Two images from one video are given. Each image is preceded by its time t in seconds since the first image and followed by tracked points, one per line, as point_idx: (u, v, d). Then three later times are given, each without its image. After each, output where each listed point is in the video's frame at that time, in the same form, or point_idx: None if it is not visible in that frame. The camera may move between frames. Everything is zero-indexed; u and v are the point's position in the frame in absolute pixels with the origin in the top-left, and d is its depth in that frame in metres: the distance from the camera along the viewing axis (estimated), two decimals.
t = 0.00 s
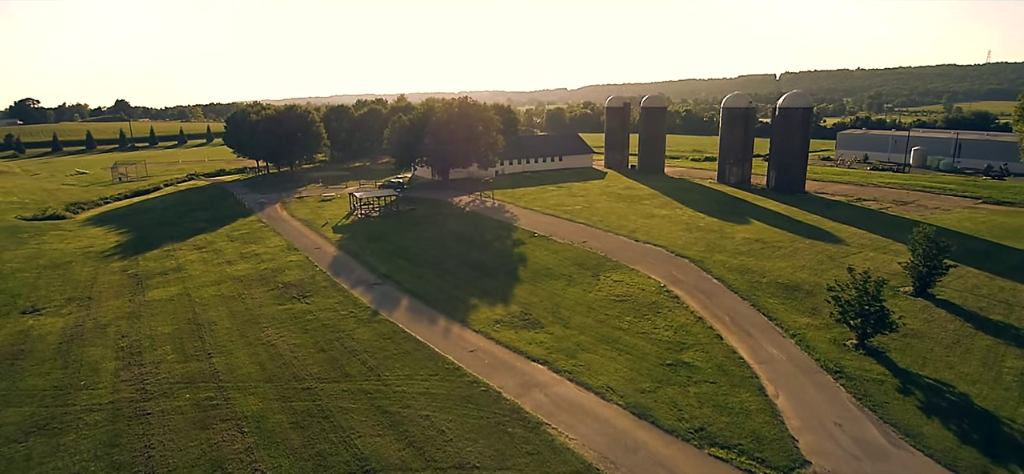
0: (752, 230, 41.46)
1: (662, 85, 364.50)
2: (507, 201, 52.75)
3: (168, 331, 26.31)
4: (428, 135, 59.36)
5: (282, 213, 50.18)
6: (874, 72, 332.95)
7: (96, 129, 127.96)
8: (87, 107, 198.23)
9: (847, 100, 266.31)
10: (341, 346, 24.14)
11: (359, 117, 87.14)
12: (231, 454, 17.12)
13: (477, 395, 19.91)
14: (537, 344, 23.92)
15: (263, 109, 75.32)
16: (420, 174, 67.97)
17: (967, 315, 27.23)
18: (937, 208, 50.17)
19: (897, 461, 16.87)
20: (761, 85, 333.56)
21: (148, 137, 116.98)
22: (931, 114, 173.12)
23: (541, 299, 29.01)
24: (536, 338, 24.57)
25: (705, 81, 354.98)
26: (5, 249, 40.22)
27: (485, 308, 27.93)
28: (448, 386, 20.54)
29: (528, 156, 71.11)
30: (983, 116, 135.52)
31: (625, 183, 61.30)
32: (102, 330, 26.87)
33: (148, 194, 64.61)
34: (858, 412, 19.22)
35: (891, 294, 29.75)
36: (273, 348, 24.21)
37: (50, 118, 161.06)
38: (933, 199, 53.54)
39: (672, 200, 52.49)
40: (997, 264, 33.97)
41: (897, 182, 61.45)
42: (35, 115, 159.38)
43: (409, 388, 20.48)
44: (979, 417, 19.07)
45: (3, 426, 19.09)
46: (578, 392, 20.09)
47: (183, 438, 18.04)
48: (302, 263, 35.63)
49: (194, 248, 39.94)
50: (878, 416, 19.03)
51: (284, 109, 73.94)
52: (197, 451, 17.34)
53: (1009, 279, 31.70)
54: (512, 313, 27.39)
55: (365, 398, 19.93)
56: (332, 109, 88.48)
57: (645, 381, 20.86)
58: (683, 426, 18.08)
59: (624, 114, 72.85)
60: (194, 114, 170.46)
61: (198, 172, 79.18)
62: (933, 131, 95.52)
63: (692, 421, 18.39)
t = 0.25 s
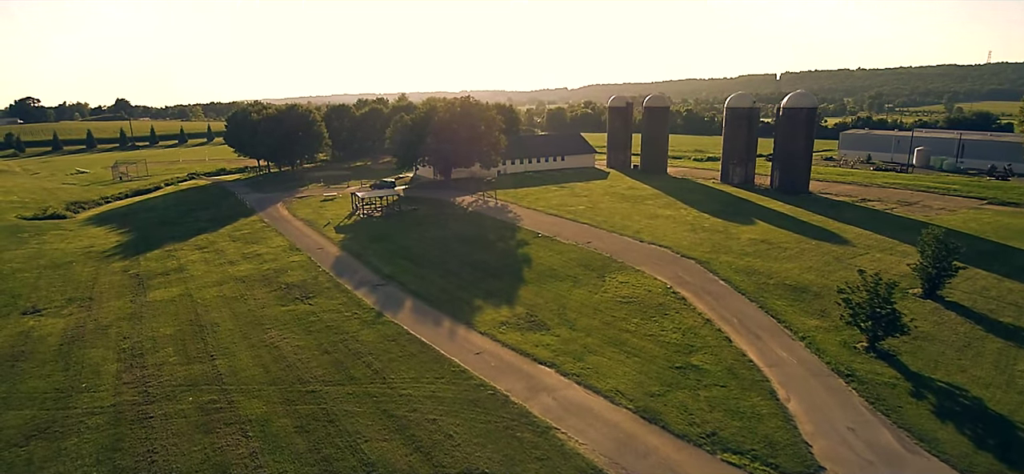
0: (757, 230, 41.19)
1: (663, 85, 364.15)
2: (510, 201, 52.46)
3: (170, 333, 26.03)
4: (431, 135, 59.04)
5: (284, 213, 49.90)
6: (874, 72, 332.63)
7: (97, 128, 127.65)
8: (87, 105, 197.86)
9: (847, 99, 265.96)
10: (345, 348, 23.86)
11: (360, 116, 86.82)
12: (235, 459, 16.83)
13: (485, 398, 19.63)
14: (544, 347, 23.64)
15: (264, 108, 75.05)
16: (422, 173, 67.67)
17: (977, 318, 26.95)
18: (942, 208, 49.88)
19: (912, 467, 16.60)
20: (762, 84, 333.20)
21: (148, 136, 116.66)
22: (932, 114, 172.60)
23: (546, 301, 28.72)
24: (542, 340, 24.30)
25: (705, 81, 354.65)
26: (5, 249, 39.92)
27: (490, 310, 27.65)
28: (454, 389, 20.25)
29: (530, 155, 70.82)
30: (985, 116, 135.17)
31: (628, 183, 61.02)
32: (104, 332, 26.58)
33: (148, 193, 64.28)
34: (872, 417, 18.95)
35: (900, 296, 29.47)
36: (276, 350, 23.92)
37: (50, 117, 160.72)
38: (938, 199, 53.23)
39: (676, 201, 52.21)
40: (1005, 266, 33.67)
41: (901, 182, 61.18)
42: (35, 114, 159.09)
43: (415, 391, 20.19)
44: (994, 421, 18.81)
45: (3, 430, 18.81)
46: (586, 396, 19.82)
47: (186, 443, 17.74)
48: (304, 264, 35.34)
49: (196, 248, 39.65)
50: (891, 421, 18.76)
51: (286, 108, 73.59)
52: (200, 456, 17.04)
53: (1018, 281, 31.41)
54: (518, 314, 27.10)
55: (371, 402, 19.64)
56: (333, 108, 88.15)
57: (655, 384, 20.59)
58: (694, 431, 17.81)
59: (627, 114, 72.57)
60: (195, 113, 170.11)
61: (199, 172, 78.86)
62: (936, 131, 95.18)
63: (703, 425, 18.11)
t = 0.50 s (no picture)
0: (765, 231, 40.84)
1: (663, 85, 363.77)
2: (514, 201, 52.10)
3: (175, 334, 25.67)
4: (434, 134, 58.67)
5: (287, 212, 49.55)
6: (875, 72, 332.26)
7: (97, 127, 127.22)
8: (87, 105, 197.42)
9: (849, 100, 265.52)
10: (353, 350, 23.50)
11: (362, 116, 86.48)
12: (243, 465, 16.47)
13: (496, 402, 19.28)
14: (554, 349, 23.28)
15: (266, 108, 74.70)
16: (425, 173, 67.30)
17: (992, 320, 26.60)
18: (950, 209, 49.52)
19: None
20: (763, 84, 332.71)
21: (149, 135, 116.25)
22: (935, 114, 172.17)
23: (555, 302, 28.36)
24: (552, 342, 23.95)
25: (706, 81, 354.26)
26: (6, 248, 39.57)
27: (498, 311, 27.30)
28: (465, 393, 19.89)
29: (533, 155, 70.46)
30: (988, 116, 134.75)
31: (632, 183, 60.66)
32: (107, 333, 26.22)
33: (150, 192, 63.87)
34: (891, 422, 18.61)
35: (912, 298, 29.13)
36: (282, 352, 23.55)
37: (51, 116, 160.26)
38: (945, 200, 52.88)
39: (681, 201, 51.88)
40: (1017, 268, 33.33)
41: (907, 183, 60.82)
42: (35, 113, 158.69)
43: (425, 395, 19.83)
44: (1015, 426, 18.47)
45: (6, 434, 18.46)
46: (600, 400, 19.47)
47: (193, 448, 17.37)
48: (309, 264, 34.97)
49: (199, 248, 39.28)
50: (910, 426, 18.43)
51: (288, 107, 73.17)
52: (207, 462, 16.66)
53: None
54: (527, 316, 26.74)
55: (380, 406, 19.29)
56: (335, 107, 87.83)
57: (669, 387, 20.25)
58: (711, 436, 17.47)
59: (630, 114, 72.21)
60: (195, 113, 169.69)
61: (200, 171, 78.46)
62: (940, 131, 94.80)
63: (720, 430, 17.77)
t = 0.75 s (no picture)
0: (775, 231, 40.48)
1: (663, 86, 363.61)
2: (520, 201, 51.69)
3: (181, 336, 25.26)
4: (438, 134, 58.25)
5: (291, 212, 49.16)
6: (876, 72, 331.98)
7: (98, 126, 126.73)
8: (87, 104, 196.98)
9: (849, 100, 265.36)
10: (363, 353, 23.11)
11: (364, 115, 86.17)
12: (255, 471, 16.07)
13: (512, 406, 18.88)
14: (568, 351, 22.89)
15: (268, 106, 74.32)
16: (428, 173, 66.90)
17: (1009, 323, 26.24)
18: (958, 210, 49.15)
19: None
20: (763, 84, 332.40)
21: (150, 134, 115.76)
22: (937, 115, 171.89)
23: (566, 304, 27.98)
24: (566, 345, 23.57)
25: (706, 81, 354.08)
26: (9, 248, 39.16)
27: (509, 312, 26.93)
28: (479, 397, 19.50)
29: (537, 155, 70.10)
30: (990, 116, 134.30)
31: (637, 183, 60.28)
32: (112, 334, 25.81)
33: (151, 192, 63.43)
34: (916, 427, 18.24)
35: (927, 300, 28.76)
36: (291, 354, 23.14)
37: (51, 115, 159.78)
38: (953, 201, 52.53)
39: (687, 201, 51.50)
40: None
41: (914, 183, 60.42)
42: (35, 112, 158.20)
43: (438, 399, 19.42)
44: None
45: (11, 439, 18.06)
46: (617, 404, 19.09)
47: (203, 453, 16.98)
48: (315, 264, 34.57)
49: (203, 248, 38.86)
50: (935, 432, 18.06)
51: (290, 106, 72.82)
52: (218, 468, 16.27)
53: None
54: (538, 317, 26.36)
55: (394, 410, 18.89)
56: (337, 106, 87.69)
57: (687, 391, 19.86)
58: (733, 442, 17.10)
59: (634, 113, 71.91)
60: (196, 112, 169.34)
61: (202, 171, 78.01)
62: (944, 131, 94.38)
63: (743, 436, 17.39)
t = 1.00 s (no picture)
0: (786, 232, 40.11)
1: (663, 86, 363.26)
2: (527, 201, 51.27)
3: (190, 337, 24.84)
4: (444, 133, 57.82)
5: (297, 212, 48.73)
6: (877, 72, 331.71)
7: (98, 125, 126.06)
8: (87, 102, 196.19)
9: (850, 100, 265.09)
10: (377, 355, 22.69)
11: (367, 115, 85.85)
12: None
13: (532, 411, 18.47)
14: (586, 354, 22.49)
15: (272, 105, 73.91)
16: (433, 172, 66.45)
17: None
18: (969, 210, 48.79)
19: None
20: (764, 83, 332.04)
21: (151, 133, 115.18)
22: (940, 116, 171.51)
23: (580, 305, 27.57)
24: (583, 347, 23.17)
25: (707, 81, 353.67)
26: (12, 247, 38.71)
27: (523, 314, 26.52)
28: (498, 401, 19.09)
29: (543, 155, 69.71)
30: (994, 116, 133.98)
31: (644, 183, 59.89)
32: (120, 336, 25.37)
33: (154, 191, 62.97)
34: (946, 431, 17.85)
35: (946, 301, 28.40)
36: (304, 356, 22.72)
37: (52, 114, 159.06)
38: (963, 201, 52.17)
39: (696, 201, 51.10)
40: None
41: (923, 184, 60.05)
42: (35, 110, 157.50)
43: (457, 403, 19.00)
44: None
45: (19, 443, 17.63)
46: (639, 408, 18.70)
47: (217, 459, 16.56)
48: (323, 265, 34.14)
49: (209, 248, 38.41)
50: (965, 437, 17.67)
51: (294, 105, 72.43)
52: None
53: None
54: (553, 319, 25.96)
55: (411, 414, 18.48)
56: (340, 106, 87.34)
57: (709, 395, 19.45)
58: (760, 448, 16.69)
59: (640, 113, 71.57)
60: (196, 111, 168.74)
61: (204, 169, 77.49)
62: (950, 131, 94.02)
63: (770, 441, 16.99)
